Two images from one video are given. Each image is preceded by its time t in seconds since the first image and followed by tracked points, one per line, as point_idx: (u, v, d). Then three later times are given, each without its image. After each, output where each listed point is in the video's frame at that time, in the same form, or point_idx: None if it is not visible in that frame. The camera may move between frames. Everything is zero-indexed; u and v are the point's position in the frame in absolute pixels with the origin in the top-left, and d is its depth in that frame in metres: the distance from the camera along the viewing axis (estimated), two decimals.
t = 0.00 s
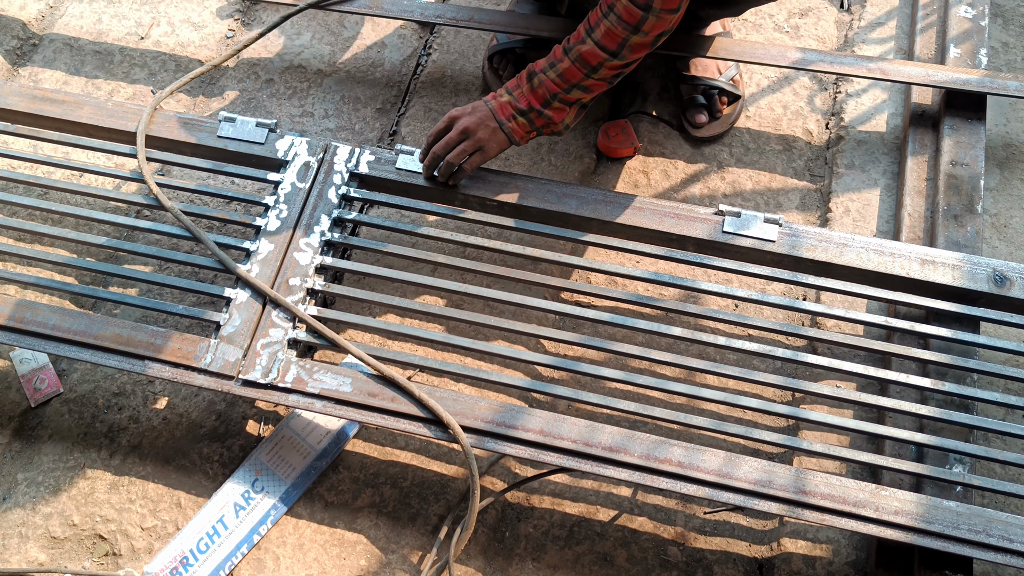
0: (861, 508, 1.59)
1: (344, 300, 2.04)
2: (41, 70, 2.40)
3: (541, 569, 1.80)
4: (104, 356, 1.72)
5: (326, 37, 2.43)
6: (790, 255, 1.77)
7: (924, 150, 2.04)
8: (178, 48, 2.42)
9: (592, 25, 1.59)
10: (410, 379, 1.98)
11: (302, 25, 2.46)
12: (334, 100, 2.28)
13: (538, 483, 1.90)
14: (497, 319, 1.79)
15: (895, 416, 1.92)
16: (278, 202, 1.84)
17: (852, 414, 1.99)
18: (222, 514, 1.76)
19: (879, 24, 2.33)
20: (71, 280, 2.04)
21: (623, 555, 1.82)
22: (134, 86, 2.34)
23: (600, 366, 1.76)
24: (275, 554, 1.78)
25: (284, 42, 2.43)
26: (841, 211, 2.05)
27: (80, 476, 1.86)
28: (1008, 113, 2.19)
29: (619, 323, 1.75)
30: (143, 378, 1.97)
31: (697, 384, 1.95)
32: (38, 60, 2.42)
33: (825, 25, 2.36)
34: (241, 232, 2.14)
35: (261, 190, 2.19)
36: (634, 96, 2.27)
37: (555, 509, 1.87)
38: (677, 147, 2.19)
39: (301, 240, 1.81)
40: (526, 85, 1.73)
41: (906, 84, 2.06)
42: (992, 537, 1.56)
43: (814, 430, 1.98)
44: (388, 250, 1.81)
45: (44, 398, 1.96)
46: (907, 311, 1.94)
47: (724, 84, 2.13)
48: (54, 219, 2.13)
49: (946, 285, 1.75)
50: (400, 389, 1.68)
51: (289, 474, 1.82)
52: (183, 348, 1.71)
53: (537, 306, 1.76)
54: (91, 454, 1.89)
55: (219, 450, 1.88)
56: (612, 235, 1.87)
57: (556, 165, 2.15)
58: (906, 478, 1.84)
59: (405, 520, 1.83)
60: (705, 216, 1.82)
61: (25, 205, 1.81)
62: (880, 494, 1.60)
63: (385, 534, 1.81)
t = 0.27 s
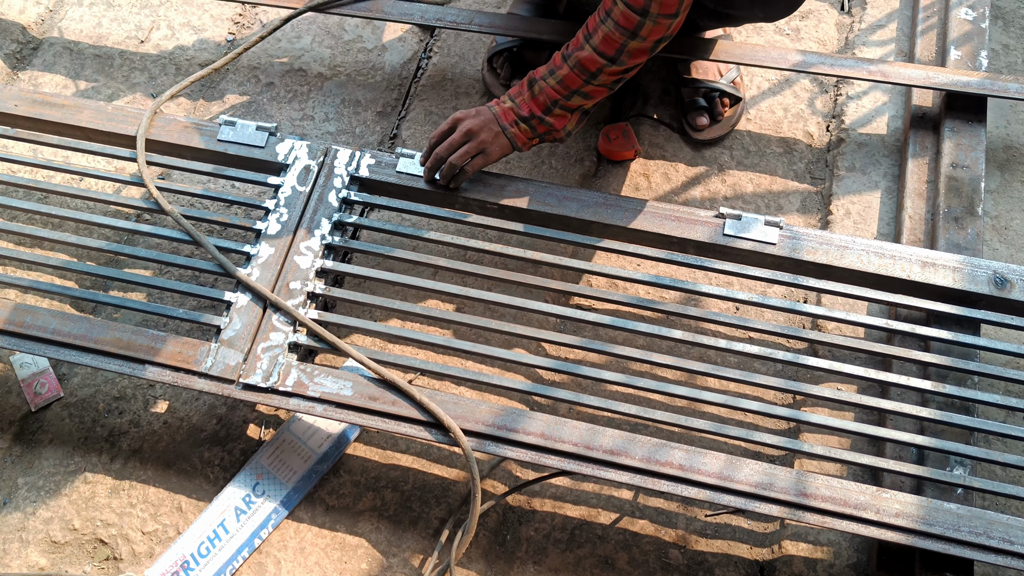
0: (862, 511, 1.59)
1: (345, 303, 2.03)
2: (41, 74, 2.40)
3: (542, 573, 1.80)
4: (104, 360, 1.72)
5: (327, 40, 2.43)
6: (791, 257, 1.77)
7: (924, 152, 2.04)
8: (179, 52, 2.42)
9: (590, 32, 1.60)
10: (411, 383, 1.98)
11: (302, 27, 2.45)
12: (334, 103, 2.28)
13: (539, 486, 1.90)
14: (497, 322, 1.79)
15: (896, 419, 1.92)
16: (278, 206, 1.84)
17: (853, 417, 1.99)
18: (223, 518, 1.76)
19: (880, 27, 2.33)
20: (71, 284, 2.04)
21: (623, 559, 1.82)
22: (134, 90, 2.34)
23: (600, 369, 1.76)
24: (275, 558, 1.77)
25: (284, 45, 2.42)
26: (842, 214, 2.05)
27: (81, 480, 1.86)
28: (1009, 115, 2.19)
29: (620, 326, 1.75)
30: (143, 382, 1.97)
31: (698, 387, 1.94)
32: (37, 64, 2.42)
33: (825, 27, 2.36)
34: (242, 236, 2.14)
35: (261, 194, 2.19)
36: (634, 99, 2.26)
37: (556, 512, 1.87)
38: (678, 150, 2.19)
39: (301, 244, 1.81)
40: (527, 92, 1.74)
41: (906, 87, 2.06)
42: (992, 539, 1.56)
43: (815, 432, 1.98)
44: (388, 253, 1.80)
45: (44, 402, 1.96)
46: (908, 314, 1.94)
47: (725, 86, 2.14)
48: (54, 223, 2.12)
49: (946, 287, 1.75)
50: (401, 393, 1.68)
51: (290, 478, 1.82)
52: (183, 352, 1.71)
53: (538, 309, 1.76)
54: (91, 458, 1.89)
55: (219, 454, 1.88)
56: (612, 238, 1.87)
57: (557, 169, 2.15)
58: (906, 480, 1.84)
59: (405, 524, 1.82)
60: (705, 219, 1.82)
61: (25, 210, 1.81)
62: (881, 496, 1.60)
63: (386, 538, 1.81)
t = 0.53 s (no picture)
0: (862, 512, 1.59)
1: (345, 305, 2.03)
2: (42, 77, 2.40)
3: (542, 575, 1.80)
4: (105, 362, 1.72)
5: (327, 43, 2.43)
6: (791, 259, 1.77)
7: (924, 154, 2.04)
8: (179, 54, 2.42)
9: (582, 29, 1.60)
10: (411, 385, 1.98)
11: (302, 30, 2.45)
12: (334, 105, 2.28)
13: (539, 488, 1.90)
14: (498, 324, 1.79)
15: (896, 420, 1.92)
16: (278, 208, 1.84)
17: (853, 419, 1.99)
18: (223, 520, 1.76)
19: (879, 28, 2.33)
20: (72, 286, 2.04)
21: (624, 560, 1.82)
22: (134, 92, 2.34)
23: (601, 371, 1.76)
24: (275, 560, 1.77)
25: (284, 47, 2.43)
26: (842, 215, 2.05)
27: (81, 482, 1.86)
28: (1009, 116, 2.19)
29: (620, 328, 1.75)
30: (144, 384, 1.97)
31: (698, 389, 1.94)
32: (38, 66, 2.42)
33: (825, 29, 2.36)
34: (242, 238, 2.14)
35: (262, 196, 2.19)
36: (634, 101, 2.27)
37: (557, 514, 1.87)
38: (678, 152, 2.19)
39: (301, 246, 1.81)
40: (525, 93, 1.75)
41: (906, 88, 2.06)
42: (993, 541, 1.56)
43: (816, 434, 1.98)
44: (389, 255, 1.81)
45: (45, 404, 1.96)
46: (909, 315, 1.94)
47: (725, 88, 2.14)
48: (55, 225, 2.12)
49: (946, 289, 1.75)
50: (401, 395, 1.68)
51: (290, 480, 1.82)
52: (184, 354, 1.71)
53: (538, 311, 1.76)
54: (91, 461, 1.89)
55: (220, 456, 1.88)
56: (612, 240, 1.87)
57: (557, 171, 2.15)
58: (907, 482, 1.84)
59: (406, 526, 1.82)
60: (705, 221, 1.82)
61: (26, 212, 1.81)
62: (881, 498, 1.60)
63: (387, 539, 1.81)
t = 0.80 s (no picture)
0: (861, 514, 1.59)
1: (343, 309, 2.04)
2: (40, 82, 2.41)
3: None
4: (104, 367, 1.72)
5: (324, 47, 2.43)
6: (789, 260, 1.77)
7: (922, 154, 2.04)
8: (177, 59, 2.43)
9: (569, 28, 1.60)
10: (410, 388, 1.98)
11: (300, 33, 2.46)
12: (331, 109, 2.29)
13: (539, 490, 1.90)
14: (496, 327, 1.79)
15: (896, 421, 1.92)
16: (276, 212, 1.84)
17: (853, 419, 1.99)
18: (223, 524, 1.76)
19: (877, 28, 2.33)
20: (71, 291, 2.04)
21: (623, 562, 1.82)
22: (132, 97, 2.35)
23: (599, 373, 1.76)
24: (276, 563, 1.78)
25: (282, 51, 2.43)
26: (840, 216, 2.05)
27: (81, 487, 1.87)
28: (1006, 116, 2.19)
29: (618, 330, 1.75)
30: (143, 389, 1.97)
31: (697, 391, 1.94)
32: (36, 72, 2.43)
33: (822, 29, 2.36)
34: (241, 242, 2.15)
35: (260, 201, 2.19)
36: (632, 103, 2.26)
37: (556, 516, 1.87)
38: (676, 153, 2.18)
39: (300, 250, 1.81)
40: (519, 95, 1.75)
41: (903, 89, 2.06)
42: (992, 541, 1.56)
43: (815, 435, 1.98)
44: (386, 259, 1.81)
45: (45, 409, 1.96)
46: (907, 316, 1.93)
47: (722, 89, 2.14)
48: (54, 231, 2.13)
49: (945, 289, 1.75)
50: (400, 398, 1.69)
51: (290, 484, 1.83)
52: (182, 359, 1.71)
53: (536, 313, 1.76)
54: (92, 465, 1.89)
55: (219, 460, 1.89)
56: (610, 242, 1.87)
57: (555, 173, 2.15)
58: (906, 483, 1.84)
59: (405, 529, 1.83)
60: (703, 222, 1.82)
61: (24, 218, 1.82)
62: (880, 499, 1.60)
63: (386, 543, 1.81)
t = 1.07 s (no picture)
0: (863, 515, 1.59)
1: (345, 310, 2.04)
2: (43, 84, 2.41)
3: None
4: (106, 368, 1.73)
5: (327, 48, 2.44)
6: (791, 261, 1.77)
7: (924, 155, 2.04)
8: (180, 61, 2.43)
9: (566, 29, 1.61)
10: (412, 389, 1.98)
11: (302, 35, 2.46)
12: (334, 111, 2.29)
13: (541, 491, 1.90)
14: (498, 328, 1.79)
15: (898, 422, 1.92)
16: (279, 213, 1.84)
17: (855, 421, 1.98)
18: (225, 525, 1.76)
19: (878, 30, 2.33)
20: (73, 292, 2.05)
21: (626, 564, 1.82)
22: (135, 98, 2.35)
23: (601, 374, 1.76)
24: (278, 564, 1.78)
25: (284, 53, 2.43)
26: (842, 217, 2.05)
27: (84, 488, 1.87)
28: (1009, 117, 2.19)
29: (620, 331, 1.76)
30: (146, 389, 1.98)
31: (699, 392, 1.94)
32: (40, 73, 2.44)
33: (824, 31, 2.36)
34: (243, 243, 2.15)
35: (262, 202, 2.20)
36: (634, 104, 2.27)
37: (558, 517, 1.87)
38: (678, 155, 2.19)
39: (302, 251, 1.81)
40: (519, 97, 1.76)
41: (905, 90, 2.06)
42: (995, 543, 1.55)
43: (817, 436, 1.98)
44: (389, 260, 1.81)
45: (47, 410, 1.96)
46: (909, 317, 1.93)
47: (724, 91, 2.14)
48: (57, 232, 2.13)
49: (947, 290, 1.75)
50: (402, 399, 1.69)
51: (292, 485, 1.83)
52: (185, 359, 1.72)
53: (538, 314, 1.77)
54: (94, 466, 1.90)
55: (221, 461, 1.89)
56: (612, 243, 1.87)
57: (557, 175, 2.15)
58: (909, 484, 1.84)
59: (407, 530, 1.83)
60: (705, 224, 1.82)
61: (27, 218, 1.82)
62: (883, 500, 1.60)
63: (388, 543, 1.81)
